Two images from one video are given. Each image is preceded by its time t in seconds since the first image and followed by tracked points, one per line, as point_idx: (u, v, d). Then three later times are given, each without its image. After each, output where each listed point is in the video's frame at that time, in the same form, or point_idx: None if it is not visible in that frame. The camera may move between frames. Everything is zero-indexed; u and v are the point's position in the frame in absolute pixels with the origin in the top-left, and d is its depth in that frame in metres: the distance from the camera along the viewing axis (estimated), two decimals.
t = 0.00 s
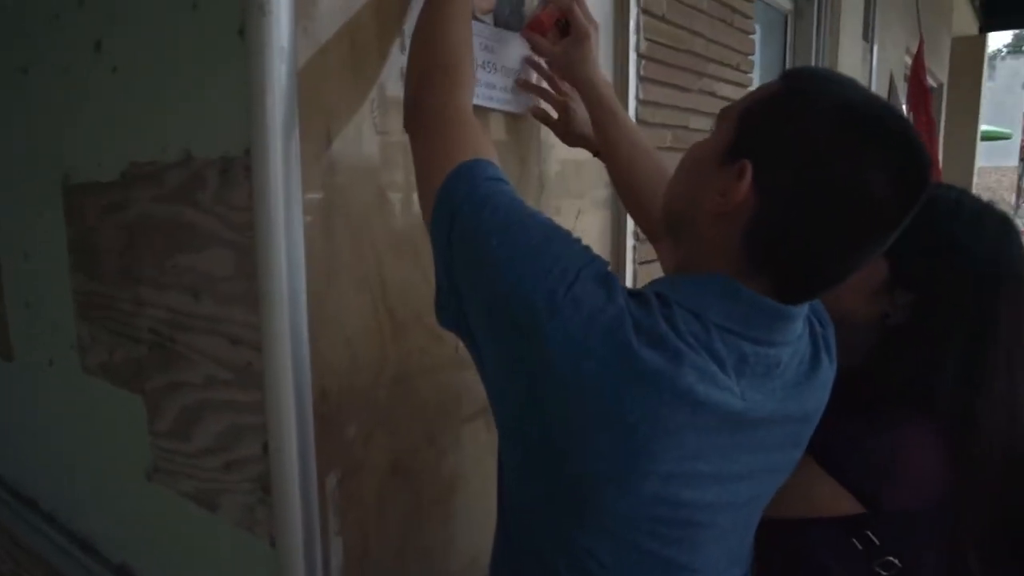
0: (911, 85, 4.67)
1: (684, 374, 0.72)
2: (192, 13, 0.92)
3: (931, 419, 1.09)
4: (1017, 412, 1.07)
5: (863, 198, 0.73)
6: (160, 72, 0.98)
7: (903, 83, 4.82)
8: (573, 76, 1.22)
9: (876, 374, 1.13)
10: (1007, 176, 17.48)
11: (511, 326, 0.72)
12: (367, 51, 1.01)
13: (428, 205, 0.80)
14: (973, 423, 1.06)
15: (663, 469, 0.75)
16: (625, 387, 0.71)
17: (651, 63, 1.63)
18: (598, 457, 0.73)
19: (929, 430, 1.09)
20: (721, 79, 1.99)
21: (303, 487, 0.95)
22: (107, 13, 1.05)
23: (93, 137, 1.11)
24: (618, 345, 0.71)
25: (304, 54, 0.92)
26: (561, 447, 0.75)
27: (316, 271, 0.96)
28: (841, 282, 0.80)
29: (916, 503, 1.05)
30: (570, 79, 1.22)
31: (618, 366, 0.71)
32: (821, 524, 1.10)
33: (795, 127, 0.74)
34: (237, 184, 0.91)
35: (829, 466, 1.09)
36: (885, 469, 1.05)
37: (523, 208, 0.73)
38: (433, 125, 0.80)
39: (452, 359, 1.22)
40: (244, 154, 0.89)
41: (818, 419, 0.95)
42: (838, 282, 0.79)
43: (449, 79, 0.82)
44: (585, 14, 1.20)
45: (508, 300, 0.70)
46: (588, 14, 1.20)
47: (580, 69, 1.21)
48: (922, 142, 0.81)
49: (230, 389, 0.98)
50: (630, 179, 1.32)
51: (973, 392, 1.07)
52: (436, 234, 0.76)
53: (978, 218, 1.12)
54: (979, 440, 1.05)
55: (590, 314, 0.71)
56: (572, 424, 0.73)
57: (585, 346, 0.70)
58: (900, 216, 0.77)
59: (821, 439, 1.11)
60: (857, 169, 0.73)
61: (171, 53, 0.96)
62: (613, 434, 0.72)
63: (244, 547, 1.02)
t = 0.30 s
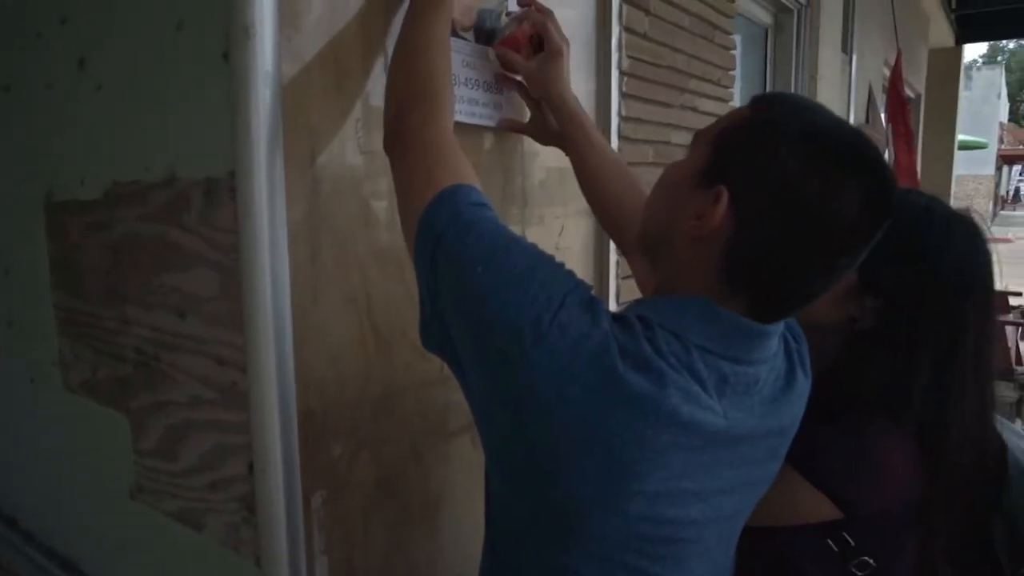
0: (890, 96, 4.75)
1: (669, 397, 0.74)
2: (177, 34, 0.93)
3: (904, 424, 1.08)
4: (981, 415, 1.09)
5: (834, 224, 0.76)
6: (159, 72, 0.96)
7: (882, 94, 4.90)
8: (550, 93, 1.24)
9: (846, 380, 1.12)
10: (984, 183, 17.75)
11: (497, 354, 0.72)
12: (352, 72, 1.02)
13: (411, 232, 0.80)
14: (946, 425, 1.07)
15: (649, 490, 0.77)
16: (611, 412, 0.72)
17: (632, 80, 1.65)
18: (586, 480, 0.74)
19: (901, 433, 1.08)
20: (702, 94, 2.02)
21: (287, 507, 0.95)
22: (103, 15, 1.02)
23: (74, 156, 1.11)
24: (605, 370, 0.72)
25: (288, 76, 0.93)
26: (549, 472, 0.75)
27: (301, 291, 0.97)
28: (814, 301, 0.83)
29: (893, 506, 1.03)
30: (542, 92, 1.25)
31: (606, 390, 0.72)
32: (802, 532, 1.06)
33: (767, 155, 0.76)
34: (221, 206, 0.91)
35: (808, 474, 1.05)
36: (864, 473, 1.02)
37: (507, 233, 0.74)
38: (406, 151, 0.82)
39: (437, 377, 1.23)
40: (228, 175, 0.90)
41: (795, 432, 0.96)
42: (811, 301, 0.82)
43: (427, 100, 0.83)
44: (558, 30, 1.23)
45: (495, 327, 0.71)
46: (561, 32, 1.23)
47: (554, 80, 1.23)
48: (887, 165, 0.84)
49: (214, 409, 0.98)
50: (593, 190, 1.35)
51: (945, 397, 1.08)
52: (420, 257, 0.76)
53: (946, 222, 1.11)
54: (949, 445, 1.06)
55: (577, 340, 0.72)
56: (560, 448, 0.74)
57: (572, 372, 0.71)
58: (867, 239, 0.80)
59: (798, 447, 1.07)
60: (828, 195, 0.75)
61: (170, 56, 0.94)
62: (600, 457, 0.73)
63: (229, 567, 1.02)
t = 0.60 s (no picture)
0: (875, 107, 4.81)
1: (659, 414, 0.75)
2: (167, 50, 0.93)
3: (881, 427, 1.10)
4: (957, 417, 1.11)
5: (813, 238, 0.78)
6: (149, 87, 0.96)
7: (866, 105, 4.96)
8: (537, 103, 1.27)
9: (828, 386, 1.13)
10: (969, 192, 17.95)
11: (488, 377, 0.73)
12: (341, 88, 1.04)
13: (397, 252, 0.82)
14: (921, 427, 1.09)
15: (642, 506, 0.77)
16: (604, 431, 0.73)
17: (619, 93, 1.68)
18: (579, 499, 0.75)
19: (881, 435, 1.10)
20: (688, 107, 2.05)
21: (277, 519, 0.95)
22: (101, 17, 1.01)
23: (62, 170, 1.11)
24: (597, 390, 0.73)
25: (278, 92, 0.94)
26: (541, 492, 0.76)
27: (291, 304, 0.97)
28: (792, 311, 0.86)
29: (874, 507, 1.04)
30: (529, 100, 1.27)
31: (599, 409, 0.73)
32: (787, 534, 1.06)
33: (747, 172, 0.77)
34: (211, 220, 0.92)
35: (795, 477, 1.06)
36: (847, 483, 1.03)
37: (495, 255, 0.75)
38: (388, 163, 0.84)
39: (427, 389, 1.23)
40: (218, 190, 0.90)
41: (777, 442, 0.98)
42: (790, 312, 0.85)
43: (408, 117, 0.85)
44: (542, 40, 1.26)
45: (487, 351, 0.71)
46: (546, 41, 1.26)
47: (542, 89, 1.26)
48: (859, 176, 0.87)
49: (204, 422, 0.98)
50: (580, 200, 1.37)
51: (921, 399, 1.09)
52: (407, 282, 0.77)
53: (918, 226, 1.13)
54: (927, 449, 1.08)
55: (569, 362, 0.73)
56: (554, 468, 0.74)
57: (565, 393, 0.72)
58: (844, 248, 0.82)
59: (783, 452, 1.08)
60: (807, 210, 0.78)
61: (161, 71, 0.95)
62: (594, 476, 0.74)
63: None
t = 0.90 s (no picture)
0: (858, 119, 4.88)
1: (648, 433, 0.76)
2: (162, 66, 0.95)
3: (869, 429, 1.13)
4: (938, 423, 1.14)
5: (790, 254, 0.80)
6: (143, 102, 0.97)
7: (850, 117, 5.02)
8: (533, 104, 1.29)
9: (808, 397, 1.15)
10: (951, 202, 18.17)
11: (477, 407, 0.73)
12: (332, 104, 1.05)
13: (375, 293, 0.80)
14: (903, 431, 1.11)
15: (636, 523, 0.79)
16: (597, 455, 0.75)
17: (606, 107, 1.71)
18: (575, 522, 0.76)
19: (864, 440, 1.12)
20: (674, 119, 2.08)
21: (270, 530, 0.96)
22: (94, 32, 1.02)
23: (55, 184, 1.12)
24: (590, 415, 0.74)
25: (271, 109, 0.96)
26: (537, 516, 0.77)
27: (283, 318, 0.99)
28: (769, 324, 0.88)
29: (858, 511, 1.06)
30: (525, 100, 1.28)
31: (591, 433, 0.74)
32: (773, 542, 1.06)
33: (721, 191, 0.80)
34: (205, 233, 0.93)
35: (780, 485, 1.07)
36: (831, 487, 1.05)
37: (477, 284, 0.75)
38: (372, 179, 0.82)
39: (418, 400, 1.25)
40: (212, 204, 0.92)
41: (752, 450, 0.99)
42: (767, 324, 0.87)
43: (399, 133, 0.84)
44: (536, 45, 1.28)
45: (477, 382, 0.72)
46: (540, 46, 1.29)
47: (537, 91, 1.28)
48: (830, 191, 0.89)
49: (197, 434, 0.99)
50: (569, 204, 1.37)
51: (902, 404, 1.11)
52: (390, 320, 0.76)
53: (896, 234, 1.15)
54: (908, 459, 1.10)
55: (560, 388, 0.74)
56: (550, 491, 0.75)
57: (558, 419, 0.73)
58: (819, 261, 0.85)
59: (769, 457, 1.10)
60: (782, 227, 0.80)
61: (154, 87, 0.96)
62: (588, 498, 0.75)
63: None
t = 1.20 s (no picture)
0: (844, 129, 4.94)
1: (654, 443, 0.77)
2: (154, 79, 0.95)
3: (854, 436, 1.13)
4: (926, 431, 1.16)
5: (779, 265, 0.82)
6: (136, 114, 0.98)
7: (836, 127, 5.07)
8: (523, 96, 1.27)
9: (795, 406, 1.15)
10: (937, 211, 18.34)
11: (485, 418, 0.73)
12: (324, 117, 1.06)
13: (382, 308, 0.79)
14: (892, 439, 1.12)
15: (639, 533, 0.79)
16: (605, 466, 0.75)
17: (596, 118, 1.72)
18: (579, 532, 0.77)
19: (854, 447, 1.12)
20: (663, 130, 2.10)
21: (262, 542, 0.96)
22: (85, 44, 1.02)
23: (45, 196, 1.11)
24: (600, 427, 0.74)
25: (264, 122, 0.97)
26: (543, 529, 0.77)
27: (275, 328, 0.99)
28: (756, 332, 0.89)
29: (847, 519, 1.06)
30: (516, 91, 1.27)
31: (602, 443, 0.74)
32: (761, 550, 1.06)
33: (712, 203, 0.80)
34: (198, 245, 0.93)
35: (770, 493, 1.06)
36: (821, 497, 1.05)
37: (483, 295, 0.75)
38: (377, 186, 0.81)
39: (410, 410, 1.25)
40: (205, 215, 0.92)
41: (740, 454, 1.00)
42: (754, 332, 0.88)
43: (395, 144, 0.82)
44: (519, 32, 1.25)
45: (486, 396, 0.72)
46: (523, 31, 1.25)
47: (525, 79, 1.26)
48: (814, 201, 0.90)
49: (189, 446, 0.98)
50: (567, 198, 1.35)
51: (888, 411, 1.13)
52: (396, 334, 0.76)
53: (882, 243, 1.17)
54: (898, 466, 1.11)
55: (570, 400, 0.74)
56: (557, 502, 0.75)
57: (569, 431, 0.73)
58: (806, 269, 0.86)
59: (759, 464, 1.08)
60: (773, 237, 0.81)
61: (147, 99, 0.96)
62: (594, 509, 0.76)
63: None
